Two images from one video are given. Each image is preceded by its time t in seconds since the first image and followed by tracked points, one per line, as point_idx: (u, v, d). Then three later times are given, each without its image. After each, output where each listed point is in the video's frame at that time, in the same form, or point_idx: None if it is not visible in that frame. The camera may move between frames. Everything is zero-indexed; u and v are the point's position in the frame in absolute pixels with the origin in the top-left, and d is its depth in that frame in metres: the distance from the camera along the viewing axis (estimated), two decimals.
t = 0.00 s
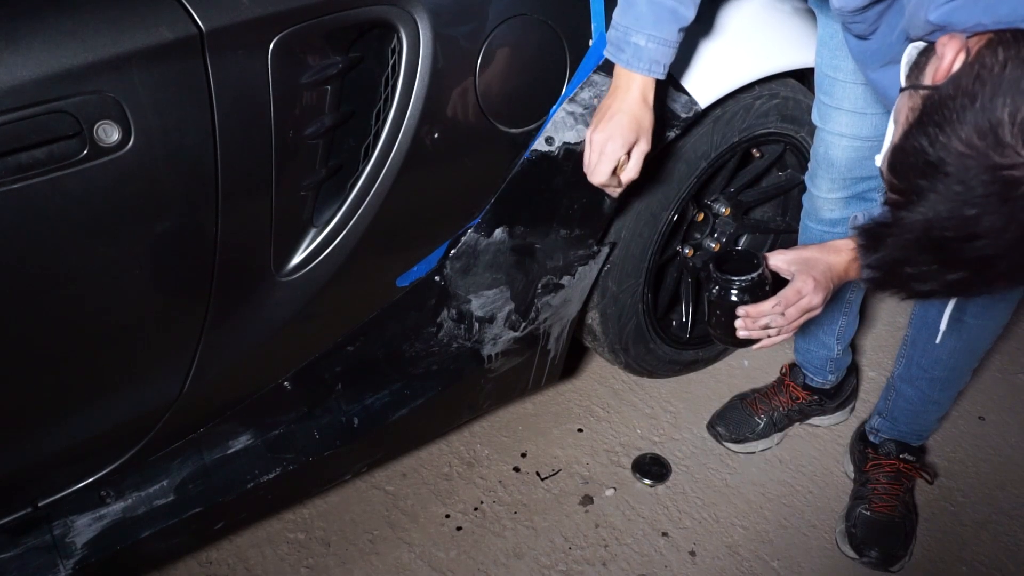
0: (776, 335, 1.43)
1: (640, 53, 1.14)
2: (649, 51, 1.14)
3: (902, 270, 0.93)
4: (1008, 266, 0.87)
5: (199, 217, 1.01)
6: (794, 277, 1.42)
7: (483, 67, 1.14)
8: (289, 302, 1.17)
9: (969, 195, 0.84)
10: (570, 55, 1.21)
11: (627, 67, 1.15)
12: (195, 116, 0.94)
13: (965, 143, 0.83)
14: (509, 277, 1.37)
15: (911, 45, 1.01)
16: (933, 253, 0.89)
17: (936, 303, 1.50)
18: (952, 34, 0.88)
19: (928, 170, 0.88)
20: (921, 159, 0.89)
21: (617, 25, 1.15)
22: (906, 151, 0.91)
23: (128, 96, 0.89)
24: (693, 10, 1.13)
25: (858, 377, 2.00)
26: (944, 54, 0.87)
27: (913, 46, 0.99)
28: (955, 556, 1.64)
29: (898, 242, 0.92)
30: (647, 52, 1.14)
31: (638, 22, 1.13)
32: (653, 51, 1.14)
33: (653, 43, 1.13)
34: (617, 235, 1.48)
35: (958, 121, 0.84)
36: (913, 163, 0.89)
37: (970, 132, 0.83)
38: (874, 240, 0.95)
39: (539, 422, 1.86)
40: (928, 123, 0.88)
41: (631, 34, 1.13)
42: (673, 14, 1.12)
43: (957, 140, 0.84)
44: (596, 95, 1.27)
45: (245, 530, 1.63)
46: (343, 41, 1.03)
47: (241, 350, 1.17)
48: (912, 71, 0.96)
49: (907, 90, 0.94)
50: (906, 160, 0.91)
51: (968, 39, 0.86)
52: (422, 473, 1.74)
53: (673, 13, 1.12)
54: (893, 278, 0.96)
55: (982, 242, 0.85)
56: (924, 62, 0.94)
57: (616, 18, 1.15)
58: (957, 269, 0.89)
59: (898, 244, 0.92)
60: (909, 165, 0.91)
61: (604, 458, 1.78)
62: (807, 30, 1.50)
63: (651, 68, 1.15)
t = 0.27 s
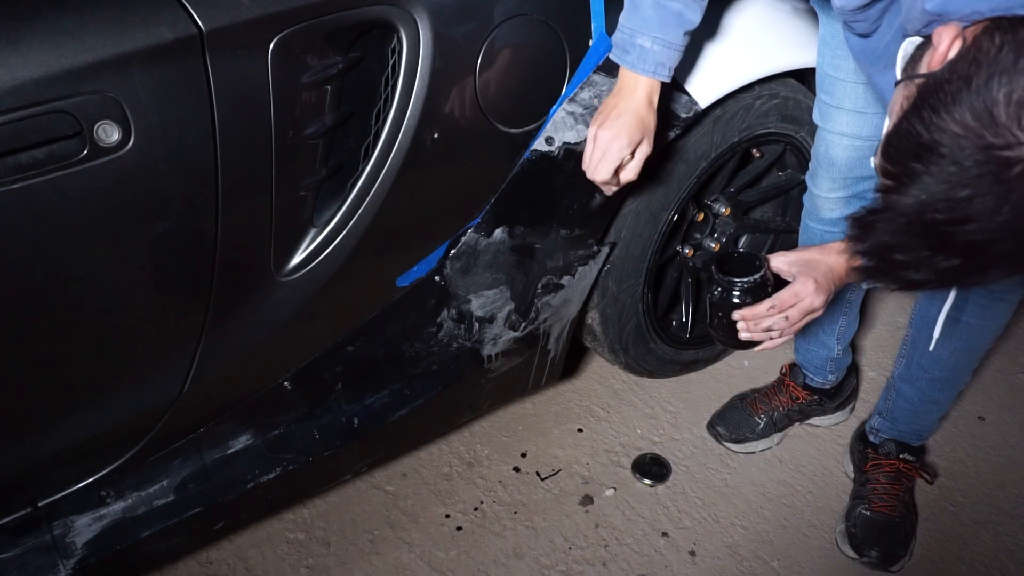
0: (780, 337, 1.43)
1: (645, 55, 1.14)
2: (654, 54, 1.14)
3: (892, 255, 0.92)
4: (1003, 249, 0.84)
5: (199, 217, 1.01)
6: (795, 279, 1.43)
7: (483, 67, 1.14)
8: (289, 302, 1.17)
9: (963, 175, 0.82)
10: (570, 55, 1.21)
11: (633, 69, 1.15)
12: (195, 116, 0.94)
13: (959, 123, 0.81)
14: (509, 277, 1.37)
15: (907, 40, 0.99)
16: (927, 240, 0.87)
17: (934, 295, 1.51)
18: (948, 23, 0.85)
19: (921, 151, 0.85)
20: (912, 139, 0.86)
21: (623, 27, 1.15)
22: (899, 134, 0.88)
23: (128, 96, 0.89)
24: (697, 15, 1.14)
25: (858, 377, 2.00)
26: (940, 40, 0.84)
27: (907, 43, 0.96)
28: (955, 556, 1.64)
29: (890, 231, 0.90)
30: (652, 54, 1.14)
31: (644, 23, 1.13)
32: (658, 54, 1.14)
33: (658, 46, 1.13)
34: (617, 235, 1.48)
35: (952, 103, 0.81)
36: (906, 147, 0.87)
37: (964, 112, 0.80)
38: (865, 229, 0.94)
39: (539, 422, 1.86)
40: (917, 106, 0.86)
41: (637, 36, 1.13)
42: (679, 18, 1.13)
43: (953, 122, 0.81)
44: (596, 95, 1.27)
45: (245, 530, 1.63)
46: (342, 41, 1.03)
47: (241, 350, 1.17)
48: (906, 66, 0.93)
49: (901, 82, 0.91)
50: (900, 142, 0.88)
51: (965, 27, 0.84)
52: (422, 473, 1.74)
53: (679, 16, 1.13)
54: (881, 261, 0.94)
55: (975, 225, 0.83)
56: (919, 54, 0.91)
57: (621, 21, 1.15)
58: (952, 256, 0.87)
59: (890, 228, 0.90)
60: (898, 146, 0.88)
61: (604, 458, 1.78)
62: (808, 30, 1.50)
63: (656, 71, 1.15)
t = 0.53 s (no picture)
0: (778, 336, 1.43)
1: (646, 53, 1.14)
2: (655, 51, 1.14)
3: (888, 250, 0.92)
4: (999, 243, 0.83)
5: (199, 217, 1.01)
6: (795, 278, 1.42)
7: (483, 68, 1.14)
8: (289, 302, 1.17)
9: (959, 169, 0.81)
10: (570, 55, 1.21)
11: (633, 66, 1.15)
12: (195, 116, 0.94)
13: (955, 117, 0.80)
14: (510, 277, 1.37)
15: (906, 39, 0.99)
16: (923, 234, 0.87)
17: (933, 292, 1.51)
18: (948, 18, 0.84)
19: (918, 144, 0.84)
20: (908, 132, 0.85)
21: (623, 25, 1.14)
22: (896, 128, 0.87)
23: (128, 96, 0.89)
24: (698, 14, 1.13)
25: (858, 377, 1.99)
26: (938, 35, 0.83)
27: (908, 39, 0.96)
28: (955, 556, 1.64)
29: (888, 224, 0.90)
30: (653, 52, 1.13)
31: (644, 22, 1.12)
32: (659, 52, 1.13)
33: (659, 44, 1.13)
34: (617, 235, 1.48)
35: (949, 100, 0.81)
36: (904, 141, 0.86)
37: (961, 106, 0.79)
38: (863, 223, 0.94)
39: (539, 422, 1.86)
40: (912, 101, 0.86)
41: (637, 34, 1.13)
42: (680, 16, 1.12)
43: (950, 117, 0.80)
44: (596, 95, 1.27)
45: (245, 530, 1.63)
46: (343, 41, 1.03)
47: (241, 350, 1.17)
48: (906, 62, 0.92)
49: (900, 78, 0.90)
50: (898, 137, 0.87)
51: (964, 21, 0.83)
52: (423, 473, 1.74)
53: (680, 15, 1.12)
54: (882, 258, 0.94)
55: (972, 219, 0.82)
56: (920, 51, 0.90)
57: (622, 19, 1.15)
58: (948, 250, 0.87)
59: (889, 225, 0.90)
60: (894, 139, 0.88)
61: (604, 458, 1.78)
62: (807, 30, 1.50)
63: (657, 69, 1.14)
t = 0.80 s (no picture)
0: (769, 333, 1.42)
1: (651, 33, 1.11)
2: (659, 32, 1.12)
3: (888, 251, 0.92)
4: (1000, 243, 0.83)
5: (199, 217, 1.01)
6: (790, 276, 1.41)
7: (483, 68, 1.14)
8: (289, 302, 1.17)
9: (956, 168, 0.80)
10: (570, 55, 1.21)
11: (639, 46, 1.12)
12: (195, 116, 0.94)
13: (954, 115, 0.78)
14: (509, 277, 1.37)
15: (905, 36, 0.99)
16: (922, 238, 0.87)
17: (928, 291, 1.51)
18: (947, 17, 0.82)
19: (916, 143, 0.82)
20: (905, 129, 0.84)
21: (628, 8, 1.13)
22: (896, 127, 0.86)
23: (128, 96, 0.89)
24: None
25: (858, 377, 1.99)
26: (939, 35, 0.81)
27: (908, 37, 0.96)
28: (955, 556, 1.64)
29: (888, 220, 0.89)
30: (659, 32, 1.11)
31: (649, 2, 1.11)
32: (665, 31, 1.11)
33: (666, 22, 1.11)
34: (617, 235, 1.49)
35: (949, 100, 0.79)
36: (901, 138, 0.85)
37: (960, 105, 0.78)
38: (863, 223, 0.94)
39: (539, 422, 1.86)
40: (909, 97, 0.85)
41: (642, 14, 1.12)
42: None
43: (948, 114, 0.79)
44: (596, 95, 1.27)
45: (245, 530, 1.63)
46: (343, 41, 1.03)
47: (241, 350, 1.17)
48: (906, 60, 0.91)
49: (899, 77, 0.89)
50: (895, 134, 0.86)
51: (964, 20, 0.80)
52: (423, 473, 1.74)
53: None
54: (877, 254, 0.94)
55: (972, 219, 0.82)
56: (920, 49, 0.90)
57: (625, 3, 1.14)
58: (946, 249, 0.86)
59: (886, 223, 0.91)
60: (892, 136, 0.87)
61: (604, 459, 1.78)
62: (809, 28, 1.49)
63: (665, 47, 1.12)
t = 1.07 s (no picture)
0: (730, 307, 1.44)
1: (586, 60, 1.12)
2: (594, 59, 1.13)
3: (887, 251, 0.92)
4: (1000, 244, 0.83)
5: (198, 217, 1.01)
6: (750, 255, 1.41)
7: (483, 68, 1.14)
8: (289, 302, 1.17)
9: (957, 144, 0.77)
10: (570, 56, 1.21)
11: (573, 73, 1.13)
12: (195, 116, 0.94)
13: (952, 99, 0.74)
14: (509, 277, 1.37)
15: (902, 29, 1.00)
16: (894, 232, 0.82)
17: (920, 287, 1.50)
18: None
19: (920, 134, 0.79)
20: (870, 112, 0.81)
21: (561, 33, 1.13)
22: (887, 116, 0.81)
23: (128, 96, 0.89)
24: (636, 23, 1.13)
25: (858, 377, 1.99)
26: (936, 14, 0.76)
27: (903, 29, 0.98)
28: (955, 556, 1.64)
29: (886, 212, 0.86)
30: (593, 59, 1.12)
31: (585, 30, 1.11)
32: (598, 60, 1.12)
33: (599, 51, 1.12)
34: (617, 236, 1.49)
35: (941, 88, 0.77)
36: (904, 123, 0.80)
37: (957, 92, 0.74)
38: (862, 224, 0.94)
39: (539, 422, 1.86)
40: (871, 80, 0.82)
41: (577, 42, 1.12)
42: (618, 25, 1.12)
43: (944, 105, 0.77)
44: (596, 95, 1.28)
45: (245, 530, 1.63)
46: (343, 41, 1.03)
47: (241, 350, 1.17)
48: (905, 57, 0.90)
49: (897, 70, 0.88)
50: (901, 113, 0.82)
51: None
52: (423, 473, 1.74)
53: (618, 24, 1.12)
54: (810, 248, 0.89)
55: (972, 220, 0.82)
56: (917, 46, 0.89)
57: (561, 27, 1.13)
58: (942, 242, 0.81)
59: (818, 220, 0.86)
60: (818, 133, 0.84)
61: (604, 458, 1.78)
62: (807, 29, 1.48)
63: (597, 76, 1.13)
